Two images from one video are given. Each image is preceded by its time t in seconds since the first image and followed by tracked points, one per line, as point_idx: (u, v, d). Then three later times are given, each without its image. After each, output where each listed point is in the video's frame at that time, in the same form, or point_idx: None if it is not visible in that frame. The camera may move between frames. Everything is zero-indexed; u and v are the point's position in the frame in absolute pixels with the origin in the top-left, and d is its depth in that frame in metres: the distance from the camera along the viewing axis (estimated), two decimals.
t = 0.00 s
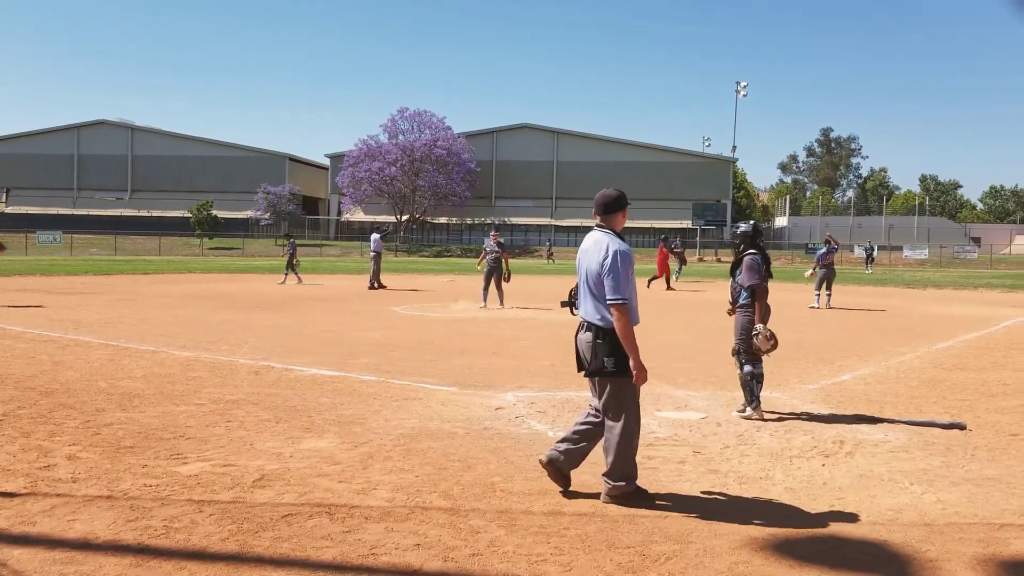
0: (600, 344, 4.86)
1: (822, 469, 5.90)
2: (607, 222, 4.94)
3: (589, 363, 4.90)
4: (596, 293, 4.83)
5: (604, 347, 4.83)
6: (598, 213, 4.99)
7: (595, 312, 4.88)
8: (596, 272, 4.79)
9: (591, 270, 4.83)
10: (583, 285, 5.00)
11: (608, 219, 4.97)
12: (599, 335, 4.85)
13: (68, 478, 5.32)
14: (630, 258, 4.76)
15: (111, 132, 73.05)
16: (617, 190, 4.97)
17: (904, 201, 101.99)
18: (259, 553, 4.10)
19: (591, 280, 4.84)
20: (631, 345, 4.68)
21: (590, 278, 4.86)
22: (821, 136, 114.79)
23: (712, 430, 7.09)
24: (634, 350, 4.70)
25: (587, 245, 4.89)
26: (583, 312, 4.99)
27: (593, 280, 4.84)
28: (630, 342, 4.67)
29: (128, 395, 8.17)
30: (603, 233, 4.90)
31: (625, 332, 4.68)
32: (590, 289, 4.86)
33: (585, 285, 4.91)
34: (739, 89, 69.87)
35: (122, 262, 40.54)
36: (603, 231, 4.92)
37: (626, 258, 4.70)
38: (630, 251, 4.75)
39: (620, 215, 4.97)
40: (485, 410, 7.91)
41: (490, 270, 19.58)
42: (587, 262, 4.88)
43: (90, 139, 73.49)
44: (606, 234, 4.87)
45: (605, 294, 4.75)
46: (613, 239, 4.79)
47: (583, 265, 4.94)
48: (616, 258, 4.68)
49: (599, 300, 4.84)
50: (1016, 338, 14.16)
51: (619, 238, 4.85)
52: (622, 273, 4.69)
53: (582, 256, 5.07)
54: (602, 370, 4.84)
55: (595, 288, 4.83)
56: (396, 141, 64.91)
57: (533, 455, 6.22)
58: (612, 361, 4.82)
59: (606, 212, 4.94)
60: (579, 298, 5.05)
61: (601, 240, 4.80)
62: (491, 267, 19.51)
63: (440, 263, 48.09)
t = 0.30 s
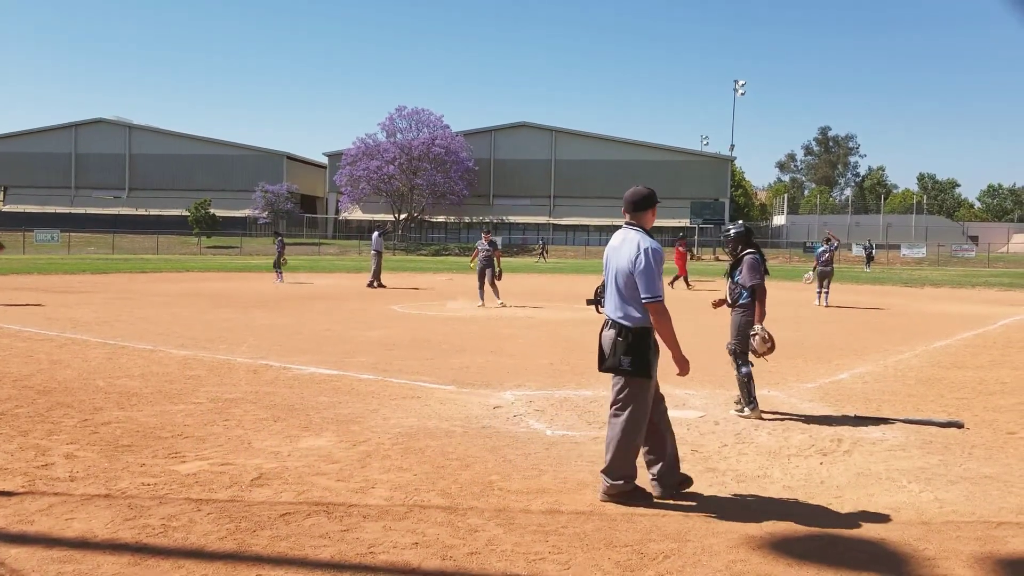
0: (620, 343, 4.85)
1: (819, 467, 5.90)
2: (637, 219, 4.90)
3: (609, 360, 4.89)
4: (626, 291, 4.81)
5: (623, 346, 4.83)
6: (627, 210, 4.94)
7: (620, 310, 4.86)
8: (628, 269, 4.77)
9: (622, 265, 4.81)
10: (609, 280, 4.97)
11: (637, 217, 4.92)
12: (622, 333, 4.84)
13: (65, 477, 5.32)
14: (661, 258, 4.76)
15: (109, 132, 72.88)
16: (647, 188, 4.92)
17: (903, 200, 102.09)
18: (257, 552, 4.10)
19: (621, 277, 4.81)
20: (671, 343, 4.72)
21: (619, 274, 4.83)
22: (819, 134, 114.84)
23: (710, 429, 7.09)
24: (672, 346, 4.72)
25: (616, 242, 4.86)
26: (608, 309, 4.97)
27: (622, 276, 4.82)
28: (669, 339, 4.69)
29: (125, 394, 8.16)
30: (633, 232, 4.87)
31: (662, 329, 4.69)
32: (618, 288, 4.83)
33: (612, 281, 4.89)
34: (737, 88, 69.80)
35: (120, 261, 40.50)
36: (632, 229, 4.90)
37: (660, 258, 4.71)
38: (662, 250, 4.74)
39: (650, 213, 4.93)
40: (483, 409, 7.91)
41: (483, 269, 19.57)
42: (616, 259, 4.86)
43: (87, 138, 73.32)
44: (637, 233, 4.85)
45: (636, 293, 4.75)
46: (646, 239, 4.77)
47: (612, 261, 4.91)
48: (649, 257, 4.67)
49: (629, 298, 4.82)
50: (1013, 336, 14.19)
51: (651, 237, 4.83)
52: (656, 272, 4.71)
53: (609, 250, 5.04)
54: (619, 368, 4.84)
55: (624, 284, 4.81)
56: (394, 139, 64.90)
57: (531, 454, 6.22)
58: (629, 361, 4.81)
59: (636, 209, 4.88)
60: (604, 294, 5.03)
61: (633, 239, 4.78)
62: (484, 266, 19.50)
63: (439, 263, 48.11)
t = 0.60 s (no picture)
0: (659, 345, 4.87)
1: (817, 466, 5.92)
2: (663, 221, 5.03)
3: (645, 364, 4.91)
4: (668, 290, 4.89)
5: (661, 350, 4.85)
6: (651, 213, 5.07)
7: (659, 310, 4.91)
8: (669, 267, 4.87)
9: (661, 265, 4.90)
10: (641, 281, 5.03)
11: (661, 219, 5.04)
12: (661, 333, 4.87)
13: (63, 476, 5.31)
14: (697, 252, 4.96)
15: (107, 130, 72.77)
16: (667, 192, 5.06)
17: (900, 199, 102.31)
18: (255, 551, 4.10)
19: (662, 276, 4.89)
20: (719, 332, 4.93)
21: (657, 272, 4.91)
22: (818, 133, 115.01)
23: (708, 427, 7.10)
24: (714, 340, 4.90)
25: (650, 242, 4.97)
26: (643, 312, 4.99)
27: (659, 275, 4.90)
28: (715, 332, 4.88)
29: (123, 393, 8.13)
30: (665, 231, 5.00)
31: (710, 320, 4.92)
32: (659, 287, 4.90)
33: (648, 282, 4.95)
34: (736, 87, 69.68)
35: (119, 259, 40.38)
36: (661, 229, 5.02)
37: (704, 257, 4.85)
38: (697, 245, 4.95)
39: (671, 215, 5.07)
40: (481, 407, 7.92)
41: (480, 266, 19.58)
42: (652, 257, 4.95)
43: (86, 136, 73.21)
44: (668, 232, 4.98)
45: (682, 288, 4.89)
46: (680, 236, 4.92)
47: (644, 261, 4.99)
48: (690, 252, 4.84)
49: (670, 299, 4.89)
50: (1011, 335, 14.21)
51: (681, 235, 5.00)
52: (698, 270, 4.86)
53: (634, 252, 5.13)
54: (658, 371, 4.85)
55: (662, 284, 4.89)
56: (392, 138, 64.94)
57: (529, 452, 6.23)
58: (667, 364, 4.84)
59: (661, 212, 5.00)
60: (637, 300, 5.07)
61: (670, 239, 4.90)
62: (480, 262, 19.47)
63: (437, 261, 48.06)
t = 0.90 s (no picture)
0: (715, 344, 4.82)
1: (815, 465, 5.92)
2: (688, 218, 4.99)
3: (700, 366, 4.80)
4: (714, 285, 4.87)
5: (715, 348, 4.81)
6: (670, 210, 5.03)
7: (706, 309, 4.86)
8: (711, 260, 4.86)
9: (703, 261, 4.86)
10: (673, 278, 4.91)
11: (685, 216, 4.99)
12: (712, 329, 4.83)
13: (62, 475, 5.30)
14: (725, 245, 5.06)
15: (106, 129, 72.66)
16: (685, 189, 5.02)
17: (899, 198, 102.36)
18: (253, 550, 4.09)
19: (708, 271, 4.86)
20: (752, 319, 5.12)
21: (697, 269, 4.86)
22: (816, 132, 115.04)
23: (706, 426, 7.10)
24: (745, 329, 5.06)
25: (688, 240, 4.88)
26: (683, 311, 4.89)
27: (702, 271, 4.85)
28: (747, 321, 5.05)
29: (122, 392, 8.12)
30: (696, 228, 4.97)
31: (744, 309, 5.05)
32: (706, 282, 4.85)
33: (693, 279, 4.85)
34: (732, 85, 69.15)
35: (117, 257, 40.29)
36: (687, 225, 4.98)
37: (743, 248, 4.94)
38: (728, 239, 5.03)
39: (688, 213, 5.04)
40: (479, 406, 7.91)
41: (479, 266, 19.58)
42: (692, 253, 4.87)
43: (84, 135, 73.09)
44: (698, 228, 4.96)
45: (722, 280, 4.93)
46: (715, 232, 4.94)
47: (683, 259, 4.88)
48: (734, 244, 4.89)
49: (712, 295, 4.88)
50: (1009, 334, 14.21)
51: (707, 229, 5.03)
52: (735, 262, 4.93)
53: (654, 249, 4.99)
54: (717, 371, 4.81)
55: (706, 278, 4.86)
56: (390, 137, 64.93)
57: (527, 451, 6.23)
58: (725, 362, 4.82)
59: (688, 209, 4.96)
60: (673, 300, 4.92)
61: (710, 234, 4.89)
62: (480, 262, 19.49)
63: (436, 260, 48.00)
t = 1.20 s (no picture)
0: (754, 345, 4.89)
1: (815, 464, 5.92)
2: (717, 218, 4.97)
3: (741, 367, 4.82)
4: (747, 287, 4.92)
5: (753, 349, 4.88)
6: (700, 208, 4.96)
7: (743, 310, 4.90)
8: (747, 263, 4.89)
9: (742, 261, 4.86)
10: (713, 278, 4.83)
11: (714, 217, 4.97)
12: (747, 333, 4.88)
13: (62, 475, 5.30)
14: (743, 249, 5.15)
15: (106, 129, 72.67)
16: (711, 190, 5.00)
17: (899, 198, 102.35)
18: (253, 550, 4.09)
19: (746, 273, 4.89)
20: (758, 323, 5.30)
21: (738, 269, 4.84)
22: (816, 132, 115.04)
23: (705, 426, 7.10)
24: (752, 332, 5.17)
25: (727, 240, 4.86)
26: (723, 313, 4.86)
27: (743, 272, 4.87)
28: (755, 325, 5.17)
29: (122, 392, 8.12)
30: (727, 230, 4.96)
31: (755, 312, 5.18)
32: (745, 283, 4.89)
33: (736, 281, 4.84)
34: (733, 86, 69.38)
35: (116, 258, 40.20)
36: (718, 227, 4.97)
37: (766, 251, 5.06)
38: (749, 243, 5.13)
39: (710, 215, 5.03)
40: (479, 406, 7.91)
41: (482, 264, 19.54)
42: (732, 255, 4.85)
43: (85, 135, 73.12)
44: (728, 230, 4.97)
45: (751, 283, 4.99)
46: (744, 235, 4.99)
47: (724, 259, 4.84)
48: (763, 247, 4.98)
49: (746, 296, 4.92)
50: (1009, 334, 14.21)
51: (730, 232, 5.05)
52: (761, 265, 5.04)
53: (688, 246, 4.86)
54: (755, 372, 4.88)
55: (744, 280, 4.88)
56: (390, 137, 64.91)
57: (527, 451, 6.23)
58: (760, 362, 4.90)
59: (719, 209, 4.95)
60: (712, 301, 4.85)
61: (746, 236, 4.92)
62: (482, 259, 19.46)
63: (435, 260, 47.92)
